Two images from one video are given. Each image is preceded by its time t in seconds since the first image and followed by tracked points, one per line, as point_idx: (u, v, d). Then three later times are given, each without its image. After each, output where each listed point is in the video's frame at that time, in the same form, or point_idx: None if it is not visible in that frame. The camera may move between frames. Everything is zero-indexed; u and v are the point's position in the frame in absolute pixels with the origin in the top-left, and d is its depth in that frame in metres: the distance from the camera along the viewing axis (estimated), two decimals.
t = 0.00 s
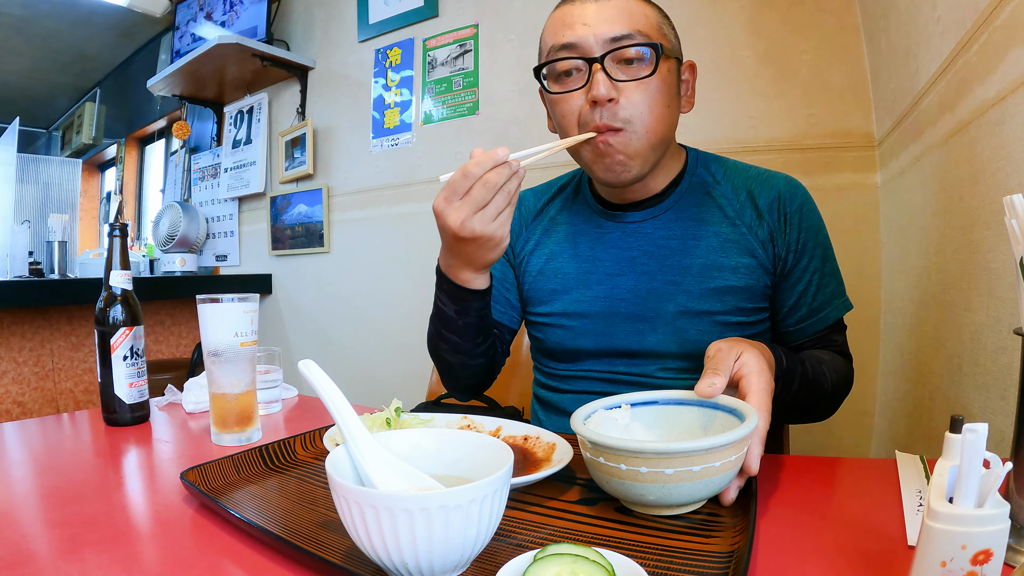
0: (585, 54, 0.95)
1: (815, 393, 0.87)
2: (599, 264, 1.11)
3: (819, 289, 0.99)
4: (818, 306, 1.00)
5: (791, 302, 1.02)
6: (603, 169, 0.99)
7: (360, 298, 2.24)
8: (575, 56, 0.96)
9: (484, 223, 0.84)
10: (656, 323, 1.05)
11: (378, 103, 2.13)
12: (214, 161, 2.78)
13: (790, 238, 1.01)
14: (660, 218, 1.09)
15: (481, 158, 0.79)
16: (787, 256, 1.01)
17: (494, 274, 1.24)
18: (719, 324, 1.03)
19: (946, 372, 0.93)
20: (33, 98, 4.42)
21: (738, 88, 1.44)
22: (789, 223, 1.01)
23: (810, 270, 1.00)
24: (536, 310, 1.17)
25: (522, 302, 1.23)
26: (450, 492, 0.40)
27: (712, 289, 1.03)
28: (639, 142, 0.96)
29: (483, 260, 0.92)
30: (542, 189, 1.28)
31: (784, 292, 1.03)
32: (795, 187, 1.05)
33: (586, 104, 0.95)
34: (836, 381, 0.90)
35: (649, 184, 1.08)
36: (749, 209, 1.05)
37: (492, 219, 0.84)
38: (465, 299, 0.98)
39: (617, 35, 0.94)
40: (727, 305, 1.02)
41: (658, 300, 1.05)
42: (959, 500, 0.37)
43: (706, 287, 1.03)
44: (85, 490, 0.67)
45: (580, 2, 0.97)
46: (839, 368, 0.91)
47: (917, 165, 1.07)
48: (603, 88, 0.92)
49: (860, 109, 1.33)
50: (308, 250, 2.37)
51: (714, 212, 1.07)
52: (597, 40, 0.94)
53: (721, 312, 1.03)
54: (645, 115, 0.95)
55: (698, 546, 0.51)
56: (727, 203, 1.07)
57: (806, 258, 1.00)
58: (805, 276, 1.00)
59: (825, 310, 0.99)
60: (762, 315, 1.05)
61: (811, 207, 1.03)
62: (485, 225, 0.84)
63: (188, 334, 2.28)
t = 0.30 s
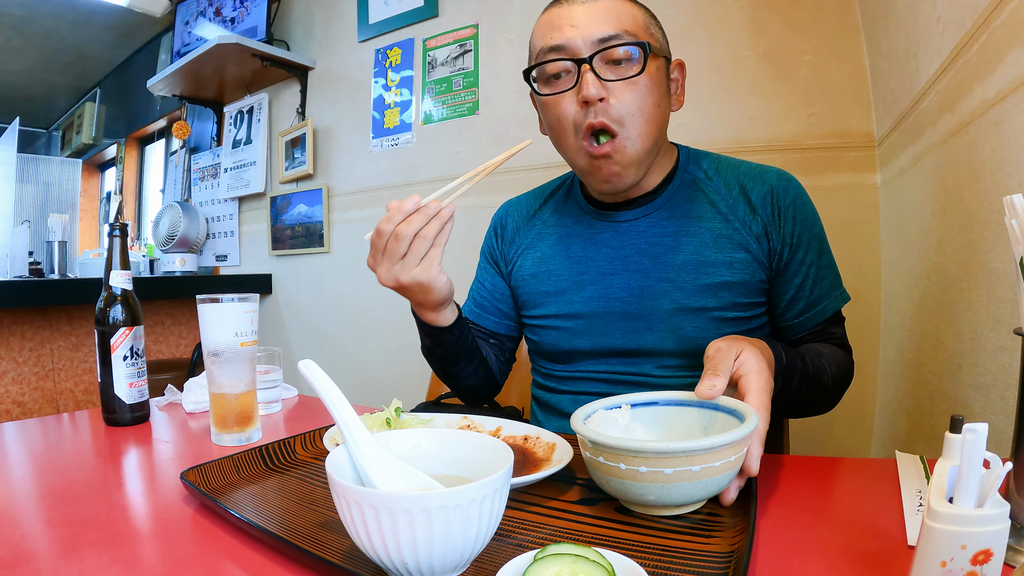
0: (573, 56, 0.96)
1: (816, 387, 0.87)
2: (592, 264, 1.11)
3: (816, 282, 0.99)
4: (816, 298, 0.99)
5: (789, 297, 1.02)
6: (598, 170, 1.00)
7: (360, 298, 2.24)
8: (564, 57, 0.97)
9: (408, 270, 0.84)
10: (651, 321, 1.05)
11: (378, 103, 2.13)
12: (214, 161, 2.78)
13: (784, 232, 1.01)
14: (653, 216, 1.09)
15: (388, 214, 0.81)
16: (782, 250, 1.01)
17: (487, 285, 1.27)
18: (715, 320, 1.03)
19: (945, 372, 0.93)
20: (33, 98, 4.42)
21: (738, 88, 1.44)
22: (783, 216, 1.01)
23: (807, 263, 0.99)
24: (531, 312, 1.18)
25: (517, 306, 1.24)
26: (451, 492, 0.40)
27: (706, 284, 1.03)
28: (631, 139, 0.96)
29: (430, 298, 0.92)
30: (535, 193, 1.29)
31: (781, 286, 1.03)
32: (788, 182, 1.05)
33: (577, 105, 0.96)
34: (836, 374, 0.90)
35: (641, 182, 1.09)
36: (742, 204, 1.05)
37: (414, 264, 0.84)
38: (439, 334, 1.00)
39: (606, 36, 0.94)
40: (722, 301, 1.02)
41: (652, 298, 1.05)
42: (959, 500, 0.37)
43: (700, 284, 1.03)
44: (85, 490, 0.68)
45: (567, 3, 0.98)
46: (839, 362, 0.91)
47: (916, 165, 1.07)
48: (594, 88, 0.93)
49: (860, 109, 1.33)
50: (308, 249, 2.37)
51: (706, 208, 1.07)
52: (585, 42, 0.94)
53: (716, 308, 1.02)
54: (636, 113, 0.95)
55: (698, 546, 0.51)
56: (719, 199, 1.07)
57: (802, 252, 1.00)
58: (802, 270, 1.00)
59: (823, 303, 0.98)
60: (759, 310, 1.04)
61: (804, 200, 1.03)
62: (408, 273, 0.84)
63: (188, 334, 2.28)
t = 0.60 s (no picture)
0: (557, 62, 0.96)
1: (815, 381, 0.87)
2: (583, 266, 1.11)
3: (811, 276, 0.98)
4: (811, 293, 0.98)
5: (784, 292, 1.01)
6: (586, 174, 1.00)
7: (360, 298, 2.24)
8: (548, 64, 0.97)
9: (375, 326, 0.88)
10: (643, 321, 1.05)
11: (378, 103, 2.13)
12: (214, 161, 2.78)
13: (776, 228, 1.01)
14: (642, 217, 1.09)
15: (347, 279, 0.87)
16: (774, 246, 1.01)
17: (483, 294, 1.28)
18: (707, 318, 1.02)
19: (945, 372, 0.93)
20: (33, 98, 4.42)
21: (738, 88, 1.44)
22: (774, 212, 1.01)
23: (800, 259, 0.99)
24: (526, 316, 1.19)
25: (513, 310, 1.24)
26: (450, 492, 0.40)
27: (697, 283, 1.03)
28: (617, 144, 0.96)
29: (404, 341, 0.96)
30: (528, 197, 1.30)
31: (775, 282, 1.02)
32: (778, 177, 1.05)
33: (561, 111, 0.96)
34: (836, 367, 0.90)
35: (631, 182, 1.09)
36: (731, 201, 1.05)
37: (376, 320, 0.87)
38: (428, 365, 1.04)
39: (589, 42, 0.95)
40: (714, 299, 1.02)
41: (643, 298, 1.05)
42: (959, 500, 0.37)
43: (691, 282, 1.03)
44: (85, 490, 0.68)
45: (551, 8, 0.98)
46: (838, 356, 0.91)
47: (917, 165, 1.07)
48: (577, 94, 0.93)
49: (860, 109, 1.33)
50: (308, 249, 2.37)
51: (696, 207, 1.07)
52: (568, 48, 0.95)
53: (708, 306, 1.02)
54: (621, 118, 0.95)
55: (699, 546, 0.51)
56: (708, 197, 1.07)
57: (794, 247, 0.99)
58: (795, 265, 0.99)
59: (819, 297, 0.97)
60: (753, 307, 1.04)
61: (795, 194, 1.03)
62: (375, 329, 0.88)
63: (188, 334, 2.28)
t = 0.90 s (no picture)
0: (550, 65, 0.96)
1: (816, 377, 0.86)
2: (579, 268, 1.11)
3: (806, 272, 0.98)
4: (807, 289, 0.98)
5: (780, 289, 1.01)
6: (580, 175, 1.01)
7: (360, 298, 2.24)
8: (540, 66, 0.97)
9: (374, 349, 0.89)
10: (639, 321, 1.05)
11: (378, 103, 2.13)
12: (214, 161, 2.78)
13: (769, 225, 1.01)
14: (636, 217, 1.09)
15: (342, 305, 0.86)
16: (768, 243, 1.01)
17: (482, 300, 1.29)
18: (702, 316, 1.02)
19: (945, 372, 0.93)
20: (33, 98, 4.42)
21: (738, 88, 1.44)
22: (767, 210, 1.01)
23: (795, 255, 0.99)
24: (523, 319, 1.19)
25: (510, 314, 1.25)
26: (450, 492, 0.39)
27: (692, 281, 1.03)
28: (610, 146, 0.97)
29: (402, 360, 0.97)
30: (523, 201, 1.30)
31: (771, 279, 1.02)
32: (770, 174, 1.05)
33: (555, 113, 0.96)
34: (835, 363, 0.90)
35: (625, 182, 1.09)
36: (724, 199, 1.05)
37: (374, 344, 0.88)
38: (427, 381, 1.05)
39: (580, 44, 0.94)
40: (708, 297, 1.02)
41: (639, 298, 1.05)
42: (959, 500, 0.37)
43: (686, 281, 1.03)
44: (84, 491, 0.68)
45: (543, 11, 0.98)
46: (836, 349, 0.91)
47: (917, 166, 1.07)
48: (570, 96, 0.93)
49: (860, 109, 1.33)
50: (308, 250, 2.37)
51: (689, 206, 1.07)
52: (559, 50, 0.95)
53: (703, 304, 1.02)
54: (614, 119, 0.95)
55: (699, 546, 0.51)
56: (701, 195, 1.07)
57: (789, 243, 0.99)
58: (790, 262, 0.99)
59: (815, 293, 0.97)
60: (748, 304, 1.04)
61: (788, 190, 1.03)
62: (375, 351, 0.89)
63: (188, 334, 2.28)
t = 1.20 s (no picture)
0: (550, 62, 0.96)
1: (815, 376, 0.86)
2: (579, 268, 1.11)
3: (806, 273, 0.98)
4: (807, 290, 0.98)
5: (780, 290, 1.01)
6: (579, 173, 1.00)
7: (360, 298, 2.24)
8: (541, 64, 0.97)
9: (376, 356, 0.89)
10: (639, 321, 1.05)
11: (378, 103, 2.13)
12: (214, 161, 2.78)
13: (770, 226, 1.01)
14: (636, 217, 1.09)
15: (343, 312, 0.86)
16: (768, 244, 1.01)
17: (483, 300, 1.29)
18: (702, 316, 1.02)
19: (945, 372, 0.93)
20: (33, 98, 4.43)
21: (738, 89, 1.44)
22: (767, 211, 1.01)
23: (795, 255, 0.99)
24: (523, 319, 1.19)
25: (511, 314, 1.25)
26: (450, 492, 0.39)
27: (692, 281, 1.03)
28: (610, 144, 0.97)
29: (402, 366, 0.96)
30: (524, 201, 1.30)
31: (772, 279, 1.02)
32: (771, 175, 1.05)
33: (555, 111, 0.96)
34: (835, 364, 0.90)
35: (625, 182, 1.09)
36: (725, 200, 1.05)
37: (375, 351, 0.88)
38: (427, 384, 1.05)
39: (580, 43, 0.94)
40: (709, 297, 1.02)
41: (639, 298, 1.05)
42: (959, 500, 0.37)
43: (686, 281, 1.03)
44: (85, 490, 0.68)
45: (544, 10, 0.98)
46: (836, 351, 0.91)
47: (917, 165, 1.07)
48: (570, 94, 0.93)
49: (860, 109, 1.33)
50: (308, 250, 2.37)
51: (689, 206, 1.07)
52: (560, 48, 0.95)
53: (704, 304, 1.02)
54: (613, 116, 0.95)
55: (699, 546, 0.51)
56: (702, 196, 1.07)
57: (789, 244, 0.99)
58: (790, 262, 0.99)
59: (814, 294, 0.97)
60: (749, 305, 1.04)
61: (788, 192, 1.03)
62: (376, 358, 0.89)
63: (188, 334, 2.28)
